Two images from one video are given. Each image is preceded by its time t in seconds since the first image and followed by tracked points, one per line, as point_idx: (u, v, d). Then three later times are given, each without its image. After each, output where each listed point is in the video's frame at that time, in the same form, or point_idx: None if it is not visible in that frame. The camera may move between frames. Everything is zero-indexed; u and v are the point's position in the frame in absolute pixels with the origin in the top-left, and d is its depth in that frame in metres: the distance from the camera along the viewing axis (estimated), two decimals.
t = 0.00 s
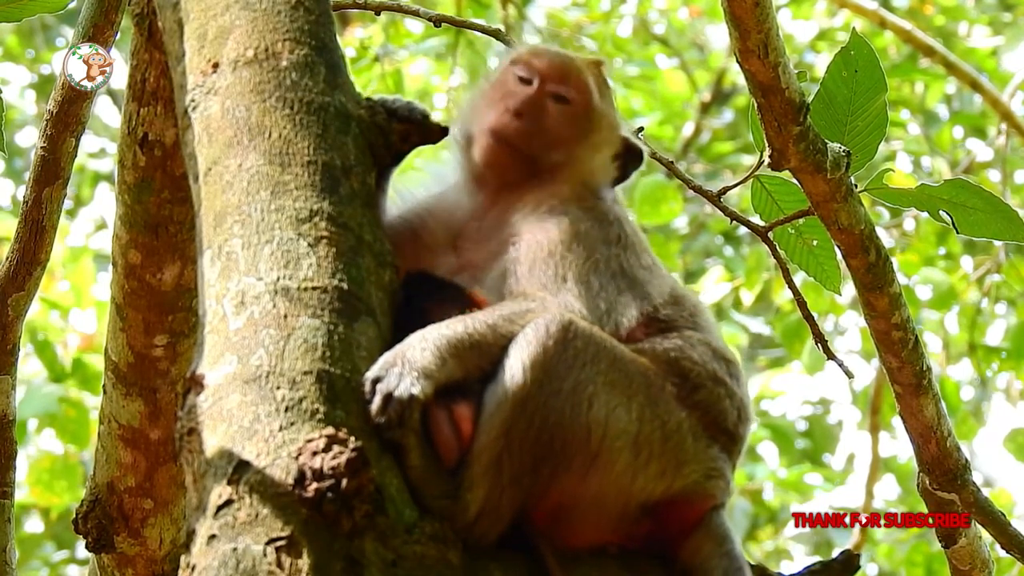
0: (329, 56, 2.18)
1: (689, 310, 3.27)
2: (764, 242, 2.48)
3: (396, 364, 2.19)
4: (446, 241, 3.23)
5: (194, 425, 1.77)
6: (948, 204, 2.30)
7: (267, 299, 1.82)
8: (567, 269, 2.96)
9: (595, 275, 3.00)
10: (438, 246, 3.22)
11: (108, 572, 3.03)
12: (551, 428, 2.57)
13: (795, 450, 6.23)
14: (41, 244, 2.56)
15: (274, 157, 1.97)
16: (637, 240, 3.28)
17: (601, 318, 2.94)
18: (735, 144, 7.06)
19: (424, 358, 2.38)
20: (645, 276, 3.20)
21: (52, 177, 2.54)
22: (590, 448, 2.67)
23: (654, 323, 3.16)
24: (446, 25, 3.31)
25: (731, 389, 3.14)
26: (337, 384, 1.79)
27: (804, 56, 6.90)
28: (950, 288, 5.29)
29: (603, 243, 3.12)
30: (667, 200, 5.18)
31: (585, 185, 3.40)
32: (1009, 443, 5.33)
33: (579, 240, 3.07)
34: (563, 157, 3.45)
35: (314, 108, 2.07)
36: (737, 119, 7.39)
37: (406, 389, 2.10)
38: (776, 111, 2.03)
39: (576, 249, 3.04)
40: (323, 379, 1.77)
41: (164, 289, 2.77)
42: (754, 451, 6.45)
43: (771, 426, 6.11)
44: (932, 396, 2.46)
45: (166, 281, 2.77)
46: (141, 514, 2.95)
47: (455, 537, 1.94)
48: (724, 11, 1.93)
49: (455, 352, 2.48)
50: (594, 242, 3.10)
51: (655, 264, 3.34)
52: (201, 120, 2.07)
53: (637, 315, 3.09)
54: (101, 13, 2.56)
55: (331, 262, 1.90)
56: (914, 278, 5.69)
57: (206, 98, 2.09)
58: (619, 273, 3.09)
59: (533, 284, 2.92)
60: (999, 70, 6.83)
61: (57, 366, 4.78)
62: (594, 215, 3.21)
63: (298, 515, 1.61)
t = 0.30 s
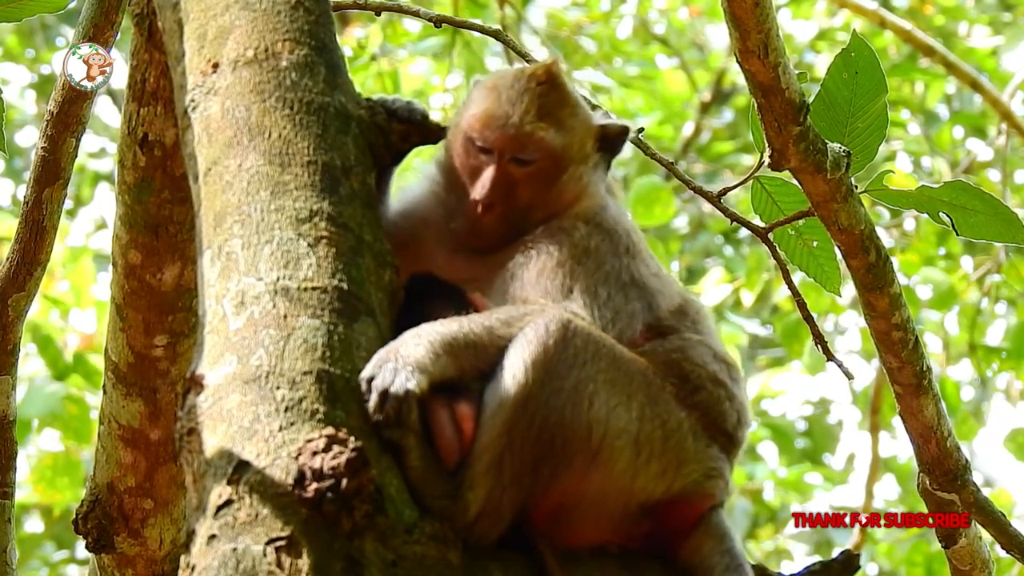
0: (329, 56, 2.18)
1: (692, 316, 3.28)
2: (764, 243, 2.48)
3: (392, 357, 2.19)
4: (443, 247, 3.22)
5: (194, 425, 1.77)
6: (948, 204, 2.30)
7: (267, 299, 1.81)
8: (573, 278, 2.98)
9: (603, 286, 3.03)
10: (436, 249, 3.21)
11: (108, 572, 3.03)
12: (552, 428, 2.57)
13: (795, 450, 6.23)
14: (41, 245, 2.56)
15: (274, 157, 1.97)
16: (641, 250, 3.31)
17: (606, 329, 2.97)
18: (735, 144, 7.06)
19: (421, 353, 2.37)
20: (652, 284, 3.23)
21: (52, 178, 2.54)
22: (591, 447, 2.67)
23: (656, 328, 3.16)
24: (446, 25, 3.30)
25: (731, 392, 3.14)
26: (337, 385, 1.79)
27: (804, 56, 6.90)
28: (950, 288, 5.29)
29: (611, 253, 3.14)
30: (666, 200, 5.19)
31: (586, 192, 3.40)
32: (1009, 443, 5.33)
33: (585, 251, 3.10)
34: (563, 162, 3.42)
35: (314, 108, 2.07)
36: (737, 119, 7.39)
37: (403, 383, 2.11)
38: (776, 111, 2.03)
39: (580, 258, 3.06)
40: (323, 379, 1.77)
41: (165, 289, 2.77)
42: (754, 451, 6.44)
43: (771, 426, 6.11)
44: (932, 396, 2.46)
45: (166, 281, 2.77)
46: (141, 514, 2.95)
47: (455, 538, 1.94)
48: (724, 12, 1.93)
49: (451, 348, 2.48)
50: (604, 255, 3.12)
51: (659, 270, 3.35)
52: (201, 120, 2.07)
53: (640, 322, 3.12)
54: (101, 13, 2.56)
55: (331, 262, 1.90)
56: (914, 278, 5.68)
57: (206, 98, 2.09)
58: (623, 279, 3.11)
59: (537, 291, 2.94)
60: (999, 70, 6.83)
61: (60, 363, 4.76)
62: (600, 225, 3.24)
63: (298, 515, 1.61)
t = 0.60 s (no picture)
0: (329, 56, 2.18)
1: (693, 316, 3.28)
2: (764, 243, 2.49)
3: (392, 356, 2.20)
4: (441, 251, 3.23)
5: (194, 425, 1.77)
6: (948, 204, 2.30)
7: (267, 299, 1.81)
8: (574, 278, 2.98)
9: (603, 286, 3.03)
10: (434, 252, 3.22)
11: (108, 572, 3.03)
12: (553, 428, 2.57)
13: (795, 450, 6.23)
14: (41, 244, 2.56)
15: (274, 157, 1.97)
16: (641, 251, 3.32)
17: (607, 329, 2.97)
18: (735, 144, 7.06)
19: (420, 350, 2.38)
20: (652, 284, 3.24)
21: (52, 177, 2.54)
22: (591, 447, 2.67)
23: (657, 329, 3.17)
24: (445, 26, 3.30)
25: (732, 392, 3.14)
26: (337, 385, 1.79)
27: (804, 56, 6.90)
28: (950, 288, 5.29)
29: (612, 254, 3.15)
30: (665, 200, 5.19)
31: (584, 193, 3.40)
32: (1009, 443, 5.33)
33: (584, 250, 3.10)
34: (560, 163, 3.41)
35: (314, 108, 2.07)
36: (737, 119, 7.39)
37: (403, 381, 2.11)
38: (776, 111, 2.03)
39: (581, 258, 3.07)
40: (323, 379, 1.77)
41: (165, 289, 2.78)
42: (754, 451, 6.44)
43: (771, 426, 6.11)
44: (932, 396, 2.46)
45: (166, 281, 2.77)
46: (141, 514, 2.95)
47: (456, 538, 1.94)
48: (724, 12, 1.93)
49: (451, 344, 2.48)
50: (604, 255, 3.12)
51: (660, 270, 3.35)
52: (201, 120, 2.07)
53: (641, 323, 3.12)
54: (101, 13, 2.56)
55: (331, 262, 1.90)
56: (914, 277, 5.68)
57: (206, 98, 2.09)
58: (624, 279, 3.11)
59: (540, 288, 2.92)
60: (999, 70, 6.83)
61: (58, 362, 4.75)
62: (600, 225, 3.23)
63: (298, 515, 1.61)
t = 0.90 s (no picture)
0: (329, 56, 2.18)
1: (691, 316, 3.28)
2: (764, 242, 2.49)
3: (392, 355, 2.20)
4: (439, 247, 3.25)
5: (194, 425, 1.77)
6: (948, 204, 2.30)
7: (267, 299, 1.81)
8: (573, 277, 2.99)
9: (603, 284, 3.04)
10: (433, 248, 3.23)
11: (108, 572, 3.03)
12: (553, 427, 2.57)
13: (795, 450, 6.23)
14: (41, 244, 2.56)
15: (274, 157, 1.97)
16: (640, 249, 3.32)
17: (605, 328, 2.97)
18: (735, 144, 7.06)
19: (419, 349, 2.38)
20: (651, 284, 3.24)
21: (52, 177, 2.54)
22: (591, 447, 2.67)
23: (655, 329, 3.17)
24: (445, 25, 3.30)
25: (731, 392, 3.14)
26: (337, 385, 1.79)
27: (804, 56, 6.90)
28: (950, 288, 5.29)
29: (610, 253, 3.15)
30: (665, 201, 5.18)
31: (582, 191, 3.39)
32: (1009, 443, 5.33)
33: (583, 249, 3.11)
34: (557, 162, 3.42)
35: (314, 108, 2.07)
36: (737, 119, 7.40)
37: (402, 380, 2.11)
38: (776, 111, 2.03)
39: (580, 258, 3.08)
40: (323, 379, 1.77)
41: (165, 289, 2.78)
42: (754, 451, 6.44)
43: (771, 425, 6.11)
44: (932, 396, 2.46)
45: (166, 281, 2.77)
46: (141, 514, 2.95)
47: (456, 537, 1.94)
48: (724, 11, 1.93)
49: (450, 343, 2.49)
50: (603, 254, 3.13)
51: (659, 269, 3.35)
52: (201, 120, 2.07)
53: (639, 323, 3.12)
54: (101, 13, 2.56)
55: (331, 262, 1.90)
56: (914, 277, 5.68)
57: (206, 98, 2.09)
58: (621, 278, 3.12)
59: (540, 287, 2.92)
60: (999, 70, 6.83)
61: (57, 363, 4.74)
62: (598, 224, 3.24)
63: (298, 515, 1.61)
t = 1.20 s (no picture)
0: (329, 56, 2.18)
1: (691, 315, 3.29)
2: (764, 242, 2.48)
3: (393, 355, 2.20)
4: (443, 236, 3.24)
5: (194, 425, 1.77)
6: (948, 204, 2.30)
7: (267, 299, 1.81)
8: (576, 275, 2.99)
9: (607, 281, 3.03)
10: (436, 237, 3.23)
11: (108, 572, 3.03)
12: (553, 427, 2.57)
13: (795, 450, 6.23)
14: (41, 244, 2.56)
15: (274, 157, 1.97)
16: (642, 245, 3.31)
17: (608, 327, 2.97)
18: (735, 144, 7.06)
19: (419, 349, 2.38)
20: (653, 283, 3.23)
21: (52, 177, 2.54)
22: (591, 447, 2.67)
23: (655, 330, 3.17)
24: (445, 24, 3.30)
25: (731, 392, 3.14)
26: (337, 384, 1.79)
27: (804, 56, 6.91)
28: (950, 288, 5.30)
29: (614, 251, 3.15)
30: (667, 199, 5.20)
31: (585, 182, 3.38)
32: (1009, 443, 5.33)
33: (587, 246, 3.11)
34: (563, 152, 3.41)
35: (314, 108, 2.07)
36: (737, 119, 7.40)
37: (403, 380, 2.11)
38: (776, 111, 2.03)
39: (584, 254, 3.07)
40: (323, 379, 1.77)
41: (165, 289, 2.78)
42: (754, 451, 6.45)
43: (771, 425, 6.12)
44: (932, 396, 2.46)
45: (166, 281, 2.77)
46: (141, 514, 2.95)
47: (456, 537, 1.94)
48: (724, 11, 1.93)
49: (451, 344, 2.49)
50: (607, 251, 3.13)
51: (661, 267, 3.34)
52: (201, 120, 2.07)
53: (642, 321, 3.12)
54: (101, 13, 2.56)
55: (331, 262, 1.90)
56: (914, 277, 5.68)
57: (206, 98, 2.09)
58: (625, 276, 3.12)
59: (545, 285, 2.93)
60: (999, 70, 6.83)
61: (55, 364, 4.72)
62: (602, 220, 3.23)
63: (298, 515, 1.61)
